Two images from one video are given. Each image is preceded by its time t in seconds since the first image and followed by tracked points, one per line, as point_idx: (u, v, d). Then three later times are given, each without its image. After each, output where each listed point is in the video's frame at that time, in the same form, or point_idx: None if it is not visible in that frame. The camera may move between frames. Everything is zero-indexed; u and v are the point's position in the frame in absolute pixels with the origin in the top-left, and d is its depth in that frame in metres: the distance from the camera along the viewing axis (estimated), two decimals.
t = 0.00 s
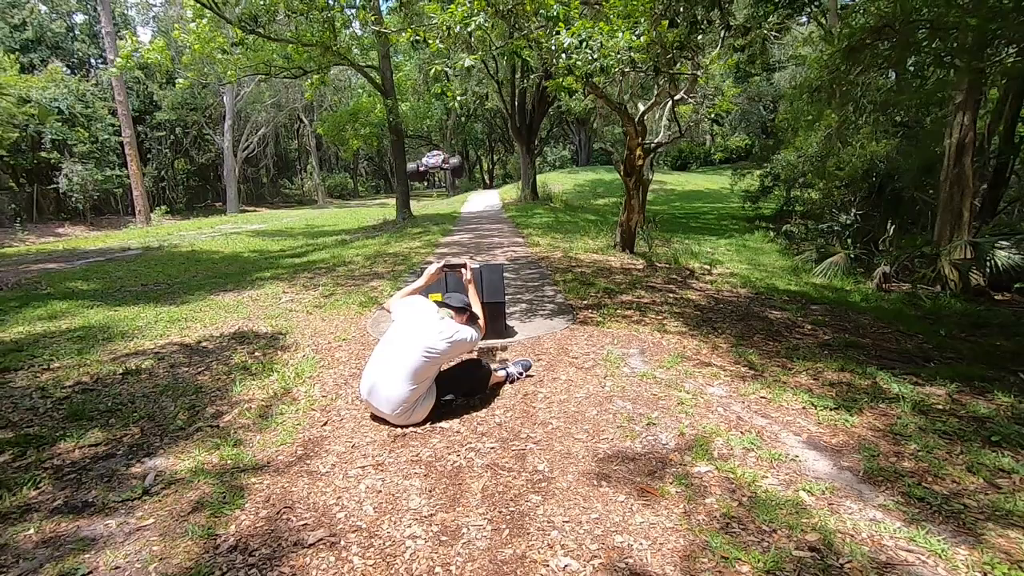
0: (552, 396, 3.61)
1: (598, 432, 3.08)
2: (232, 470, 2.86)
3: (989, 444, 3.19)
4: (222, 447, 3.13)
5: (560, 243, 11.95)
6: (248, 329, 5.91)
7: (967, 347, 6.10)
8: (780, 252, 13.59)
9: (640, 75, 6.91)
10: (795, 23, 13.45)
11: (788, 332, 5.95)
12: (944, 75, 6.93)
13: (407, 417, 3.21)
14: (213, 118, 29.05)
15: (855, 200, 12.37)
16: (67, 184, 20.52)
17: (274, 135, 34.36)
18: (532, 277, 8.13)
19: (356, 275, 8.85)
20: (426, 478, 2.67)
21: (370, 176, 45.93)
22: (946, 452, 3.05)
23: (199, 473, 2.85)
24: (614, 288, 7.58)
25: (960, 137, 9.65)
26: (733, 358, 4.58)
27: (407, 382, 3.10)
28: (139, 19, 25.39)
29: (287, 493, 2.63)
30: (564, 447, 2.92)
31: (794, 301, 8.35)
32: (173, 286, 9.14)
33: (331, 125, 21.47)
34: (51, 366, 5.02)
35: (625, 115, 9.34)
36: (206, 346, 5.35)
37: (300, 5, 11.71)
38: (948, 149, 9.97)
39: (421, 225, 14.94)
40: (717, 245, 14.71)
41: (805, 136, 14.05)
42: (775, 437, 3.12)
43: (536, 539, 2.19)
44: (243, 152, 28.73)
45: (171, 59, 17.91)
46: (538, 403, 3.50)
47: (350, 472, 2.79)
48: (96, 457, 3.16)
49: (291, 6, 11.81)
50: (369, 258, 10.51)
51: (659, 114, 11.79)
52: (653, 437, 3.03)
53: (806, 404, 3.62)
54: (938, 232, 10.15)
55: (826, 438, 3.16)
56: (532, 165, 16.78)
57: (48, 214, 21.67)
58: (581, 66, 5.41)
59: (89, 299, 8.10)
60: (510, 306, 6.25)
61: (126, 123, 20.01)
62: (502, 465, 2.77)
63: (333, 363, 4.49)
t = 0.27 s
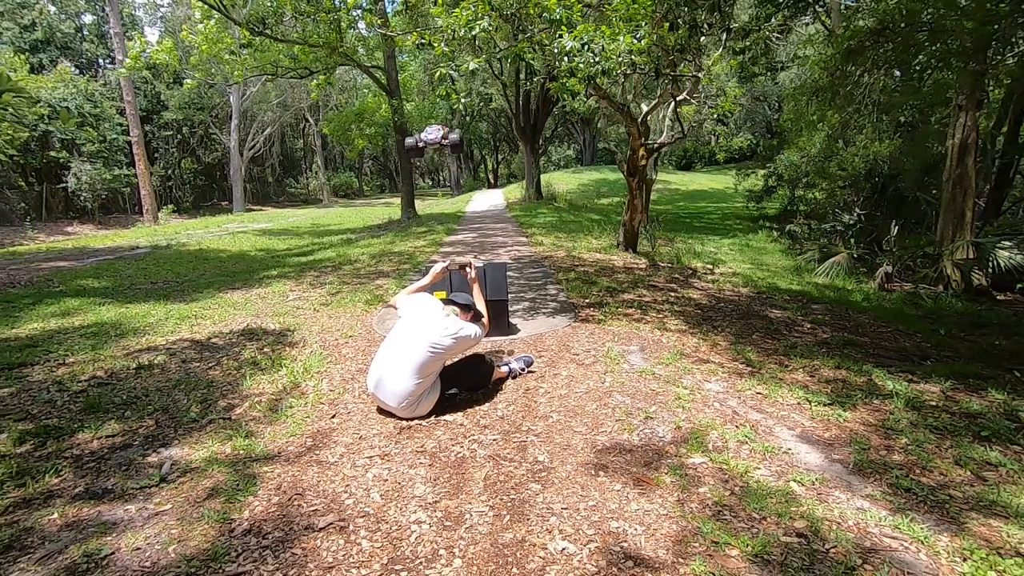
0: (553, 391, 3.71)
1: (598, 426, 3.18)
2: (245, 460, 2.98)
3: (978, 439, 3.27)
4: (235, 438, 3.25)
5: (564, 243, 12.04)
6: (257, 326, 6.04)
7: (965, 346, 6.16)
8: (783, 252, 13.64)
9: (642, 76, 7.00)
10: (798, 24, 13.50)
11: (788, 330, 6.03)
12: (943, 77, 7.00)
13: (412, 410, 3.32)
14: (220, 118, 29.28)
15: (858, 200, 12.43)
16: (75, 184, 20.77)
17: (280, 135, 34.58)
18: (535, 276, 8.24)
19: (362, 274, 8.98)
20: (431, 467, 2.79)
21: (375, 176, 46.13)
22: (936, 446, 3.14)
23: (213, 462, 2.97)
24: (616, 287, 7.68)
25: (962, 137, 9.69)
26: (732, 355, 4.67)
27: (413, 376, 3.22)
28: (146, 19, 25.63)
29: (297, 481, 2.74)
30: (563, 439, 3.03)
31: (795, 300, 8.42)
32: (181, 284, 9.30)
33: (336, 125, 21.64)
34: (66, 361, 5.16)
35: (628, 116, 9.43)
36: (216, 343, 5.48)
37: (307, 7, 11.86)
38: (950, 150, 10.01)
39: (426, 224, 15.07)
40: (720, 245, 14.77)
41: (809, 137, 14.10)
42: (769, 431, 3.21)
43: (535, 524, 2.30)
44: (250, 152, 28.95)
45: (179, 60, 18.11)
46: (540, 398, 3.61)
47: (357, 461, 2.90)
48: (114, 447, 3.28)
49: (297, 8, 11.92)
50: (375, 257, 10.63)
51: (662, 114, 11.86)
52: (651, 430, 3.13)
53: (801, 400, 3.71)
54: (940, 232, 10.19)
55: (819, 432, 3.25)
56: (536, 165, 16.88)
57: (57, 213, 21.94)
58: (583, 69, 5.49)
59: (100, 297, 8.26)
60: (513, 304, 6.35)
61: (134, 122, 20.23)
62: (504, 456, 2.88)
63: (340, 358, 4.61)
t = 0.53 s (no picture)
0: (556, 386, 3.81)
1: (599, 420, 3.28)
2: (258, 450, 3.10)
3: (970, 436, 3.34)
4: (248, 430, 3.38)
5: (569, 243, 12.13)
6: (267, 323, 6.18)
7: (967, 346, 6.21)
8: (789, 253, 13.67)
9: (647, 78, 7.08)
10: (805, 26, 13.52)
11: (789, 329, 6.11)
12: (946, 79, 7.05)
13: (419, 404, 3.43)
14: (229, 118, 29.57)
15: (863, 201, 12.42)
16: (87, 183, 21.05)
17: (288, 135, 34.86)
18: (541, 275, 8.35)
19: (369, 272, 9.11)
20: (437, 458, 2.89)
21: (382, 176, 46.37)
22: (929, 442, 3.22)
23: (228, 452, 3.09)
24: (620, 287, 7.77)
25: (968, 138, 9.71)
26: (732, 353, 4.76)
27: (420, 371, 3.33)
28: (157, 20, 25.91)
29: (309, 470, 2.86)
30: (565, 432, 3.13)
31: (798, 301, 8.48)
32: (193, 282, 9.46)
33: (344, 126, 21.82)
34: (83, 356, 5.31)
35: (633, 117, 9.51)
36: (227, 339, 5.61)
37: (316, 9, 12.02)
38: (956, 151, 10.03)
39: (433, 224, 15.21)
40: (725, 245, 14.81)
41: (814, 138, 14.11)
42: (766, 426, 3.30)
43: (536, 511, 2.40)
44: (258, 152, 29.20)
45: (190, 61, 18.34)
46: (543, 393, 3.71)
47: (366, 452, 3.02)
48: (133, 438, 3.41)
49: (307, 11, 12.07)
50: (382, 256, 10.76)
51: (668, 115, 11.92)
52: (650, 424, 3.22)
53: (799, 397, 3.79)
54: (946, 233, 10.19)
55: (814, 427, 3.34)
56: (542, 165, 16.98)
57: (69, 212, 22.24)
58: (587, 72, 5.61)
59: (114, 294, 8.42)
60: (518, 303, 6.46)
61: (145, 122, 20.48)
62: (507, 448, 2.98)
63: (349, 355, 4.73)
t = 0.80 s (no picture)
0: (561, 383, 3.91)
1: (602, 416, 3.37)
2: (273, 441, 3.23)
3: (967, 435, 3.41)
4: (263, 422, 3.50)
5: (576, 244, 12.22)
6: (280, 321, 6.32)
7: (972, 349, 6.24)
8: (796, 255, 13.67)
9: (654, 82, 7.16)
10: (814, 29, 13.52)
11: (793, 331, 6.17)
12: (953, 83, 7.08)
13: (428, 399, 3.54)
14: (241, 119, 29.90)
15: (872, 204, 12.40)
16: (102, 183, 21.40)
17: (299, 136, 35.19)
18: (548, 276, 8.44)
19: (379, 272, 9.25)
20: (444, 450, 3.00)
21: (391, 176, 46.66)
22: (926, 440, 3.28)
23: (244, 443, 3.22)
24: (627, 288, 7.85)
25: (977, 141, 9.70)
26: (735, 354, 4.83)
27: (429, 367, 3.44)
28: (171, 23, 26.26)
29: (322, 460, 2.97)
30: (569, 427, 3.23)
31: (804, 303, 8.51)
32: (206, 280, 9.63)
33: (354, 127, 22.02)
34: (102, 352, 5.47)
35: (641, 120, 9.59)
36: (241, 336, 5.76)
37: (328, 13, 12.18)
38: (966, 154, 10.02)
39: (441, 225, 15.34)
40: (733, 247, 14.84)
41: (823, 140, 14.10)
42: (765, 423, 3.38)
43: (540, 500, 2.50)
44: (269, 152, 29.51)
45: (204, 63, 18.61)
46: (548, 390, 3.81)
47: (377, 444, 3.13)
48: (153, 429, 3.55)
49: (320, 14, 12.24)
50: (391, 256, 10.90)
51: (676, 118, 11.98)
52: (652, 420, 3.31)
53: (799, 396, 3.86)
54: (955, 236, 10.18)
55: (812, 424, 3.42)
56: (550, 167, 17.08)
57: (84, 211, 22.61)
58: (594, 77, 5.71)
59: (129, 292, 8.61)
60: (525, 303, 6.56)
61: (159, 123, 20.78)
62: (513, 441, 3.08)
63: (359, 352, 4.85)
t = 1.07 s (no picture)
0: (566, 380, 4.01)
1: (606, 411, 3.47)
2: (287, 432, 3.35)
3: (965, 434, 3.47)
4: (277, 415, 3.63)
5: (583, 245, 12.30)
6: (292, 318, 6.46)
7: (975, 351, 6.27)
8: (803, 257, 13.68)
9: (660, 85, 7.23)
10: (822, 31, 13.55)
11: (797, 331, 6.23)
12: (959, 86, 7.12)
13: (437, 394, 3.66)
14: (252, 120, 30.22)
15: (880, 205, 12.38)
16: (115, 182, 21.73)
17: (309, 137, 35.50)
18: (554, 276, 8.54)
19: (388, 272, 9.38)
20: (452, 442, 3.11)
21: (400, 177, 46.92)
22: (923, 438, 3.36)
23: (260, 434, 3.35)
24: (632, 288, 7.93)
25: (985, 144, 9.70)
26: (738, 353, 4.92)
27: (438, 363, 3.55)
28: (184, 25, 26.60)
29: (335, 451, 3.09)
30: (573, 421, 3.32)
31: (810, 304, 8.56)
32: (218, 279, 9.81)
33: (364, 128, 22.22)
34: (120, 347, 5.63)
35: (647, 121, 9.66)
36: (254, 333, 5.90)
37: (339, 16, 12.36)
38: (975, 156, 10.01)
39: (450, 225, 15.48)
40: (740, 249, 14.86)
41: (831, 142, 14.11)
42: (765, 420, 3.46)
43: (545, 489, 2.60)
44: (279, 153, 29.78)
45: (216, 65, 18.87)
46: (553, 386, 3.91)
47: (388, 436, 3.25)
48: (172, 420, 3.69)
49: (331, 17, 12.40)
50: (399, 256, 11.03)
51: (683, 120, 12.04)
52: (654, 416, 3.40)
53: (799, 394, 3.94)
54: (963, 239, 10.18)
55: (811, 422, 3.50)
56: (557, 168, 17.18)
57: (97, 210, 22.96)
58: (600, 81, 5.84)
59: (144, 289, 8.80)
60: (532, 302, 6.66)
61: (171, 124, 21.06)
62: (518, 434, 3.19)
63: (369, 348, 4.98)
